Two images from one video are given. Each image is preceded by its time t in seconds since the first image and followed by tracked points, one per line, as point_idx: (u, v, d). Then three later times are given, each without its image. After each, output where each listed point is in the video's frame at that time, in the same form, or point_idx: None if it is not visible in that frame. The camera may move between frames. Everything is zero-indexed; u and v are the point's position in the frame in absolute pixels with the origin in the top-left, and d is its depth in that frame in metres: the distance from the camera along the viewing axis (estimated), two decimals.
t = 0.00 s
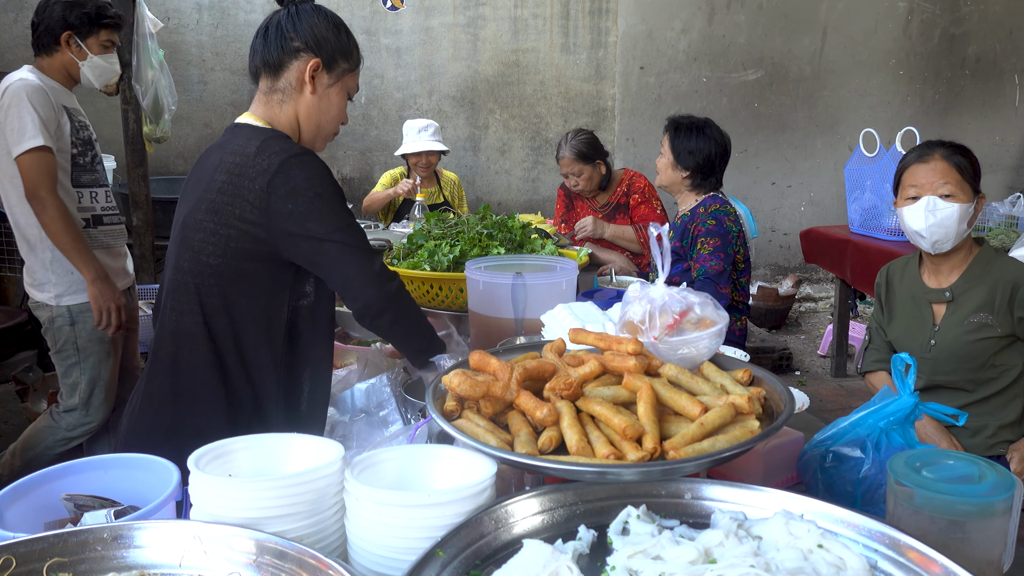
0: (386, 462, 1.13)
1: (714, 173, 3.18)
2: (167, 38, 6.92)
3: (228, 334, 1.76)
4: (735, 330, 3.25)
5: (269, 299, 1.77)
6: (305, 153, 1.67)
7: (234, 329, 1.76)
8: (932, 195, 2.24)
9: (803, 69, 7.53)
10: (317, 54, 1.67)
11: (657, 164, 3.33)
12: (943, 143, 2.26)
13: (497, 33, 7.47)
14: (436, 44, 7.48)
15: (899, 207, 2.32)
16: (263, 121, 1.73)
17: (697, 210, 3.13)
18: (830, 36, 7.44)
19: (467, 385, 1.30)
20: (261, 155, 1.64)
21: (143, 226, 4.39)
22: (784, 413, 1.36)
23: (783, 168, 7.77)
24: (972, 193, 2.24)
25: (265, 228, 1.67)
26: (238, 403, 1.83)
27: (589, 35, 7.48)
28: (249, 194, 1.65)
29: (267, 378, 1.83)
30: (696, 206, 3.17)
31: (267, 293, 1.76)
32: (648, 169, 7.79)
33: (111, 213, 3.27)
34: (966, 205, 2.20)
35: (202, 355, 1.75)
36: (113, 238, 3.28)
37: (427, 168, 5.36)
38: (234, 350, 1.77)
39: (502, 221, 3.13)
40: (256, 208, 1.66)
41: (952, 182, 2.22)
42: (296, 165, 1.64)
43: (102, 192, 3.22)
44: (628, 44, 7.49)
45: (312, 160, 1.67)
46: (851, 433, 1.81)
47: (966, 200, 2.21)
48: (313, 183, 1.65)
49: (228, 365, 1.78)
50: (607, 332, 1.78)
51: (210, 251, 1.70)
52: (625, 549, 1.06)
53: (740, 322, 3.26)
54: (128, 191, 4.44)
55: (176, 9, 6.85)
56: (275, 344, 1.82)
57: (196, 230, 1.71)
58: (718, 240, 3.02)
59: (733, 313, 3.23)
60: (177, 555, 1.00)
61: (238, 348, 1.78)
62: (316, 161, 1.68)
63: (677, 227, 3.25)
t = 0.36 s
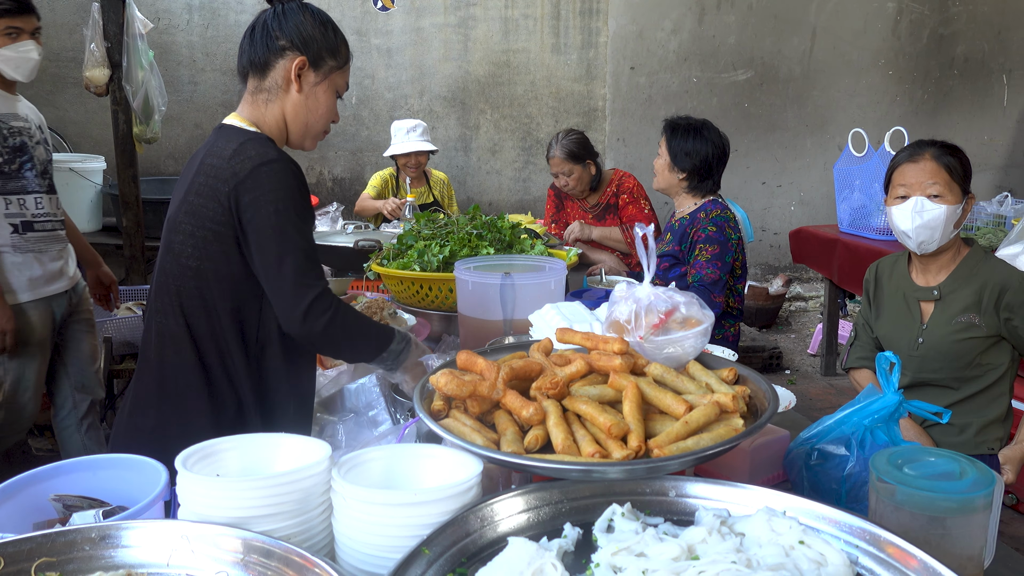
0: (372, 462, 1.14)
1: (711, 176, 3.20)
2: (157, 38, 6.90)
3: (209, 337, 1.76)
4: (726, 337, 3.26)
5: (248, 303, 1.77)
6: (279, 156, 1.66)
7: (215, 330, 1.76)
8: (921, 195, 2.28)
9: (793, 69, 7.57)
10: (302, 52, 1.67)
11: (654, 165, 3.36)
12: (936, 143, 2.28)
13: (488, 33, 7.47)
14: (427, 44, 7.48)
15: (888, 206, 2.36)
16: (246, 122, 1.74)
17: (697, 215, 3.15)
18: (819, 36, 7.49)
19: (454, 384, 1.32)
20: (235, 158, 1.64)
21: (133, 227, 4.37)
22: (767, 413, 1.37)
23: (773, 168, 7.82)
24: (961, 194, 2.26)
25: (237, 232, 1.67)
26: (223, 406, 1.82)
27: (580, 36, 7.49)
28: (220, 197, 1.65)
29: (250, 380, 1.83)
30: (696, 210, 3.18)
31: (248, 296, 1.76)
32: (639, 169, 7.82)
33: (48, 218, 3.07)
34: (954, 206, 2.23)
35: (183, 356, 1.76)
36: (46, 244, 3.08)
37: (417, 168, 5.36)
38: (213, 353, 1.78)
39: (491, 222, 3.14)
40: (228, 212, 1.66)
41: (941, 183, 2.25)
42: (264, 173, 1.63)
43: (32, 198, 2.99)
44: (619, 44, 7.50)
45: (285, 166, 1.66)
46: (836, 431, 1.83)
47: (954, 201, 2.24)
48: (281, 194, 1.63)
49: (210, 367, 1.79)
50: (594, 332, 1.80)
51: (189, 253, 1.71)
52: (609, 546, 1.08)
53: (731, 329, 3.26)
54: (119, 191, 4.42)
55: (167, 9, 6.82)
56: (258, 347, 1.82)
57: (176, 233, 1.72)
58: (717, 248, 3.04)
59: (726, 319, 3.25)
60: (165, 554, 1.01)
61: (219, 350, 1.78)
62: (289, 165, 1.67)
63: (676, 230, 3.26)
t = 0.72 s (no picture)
0: (359, 463, 1.14)
1: (706, 178, 3.21)
2: (142, 38, 6.84)
3: (187, 337, 1.76)
4: (717, 342, 3.27)
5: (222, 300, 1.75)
6: (240, 148, 1.64)
7: (193, 332, 1.76)
8: (904, 194, 2.31)
9: (778, 69, 7.63)
10: (282, 49, 1.66)
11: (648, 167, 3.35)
12: (921, 142, 2.32)
13: (474, 33, 7.47)
14: (413, 44, 7.46)
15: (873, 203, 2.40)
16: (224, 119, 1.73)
17: (696, 218, 3.17)
18: (804, 37, 7.55)
19: (442, 386, 1.32)
20: (198, 152, 1.63)
21: (118, 228, 4.33)
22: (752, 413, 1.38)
23: (759, 168, 7.88)
24: (945, 193, 2.30)
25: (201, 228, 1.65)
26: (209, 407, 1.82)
27: (566, 36, 7.51)
28: (183, 193, 1.63)
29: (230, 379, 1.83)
30: (695, 214, 3.20)
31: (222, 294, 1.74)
32: (626, 169, 7.85)
33: None
34: (937, 205, 2.27)
35: (162, 357, 1.76)
36: None
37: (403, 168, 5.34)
38: (191, 353, 1.77)
39: (478, 223, 3.13)
40: (191, 208, 1.64)
41: (925, 181, 2.29)
42: (223, 163, 1.60)
43: None
44: (605, 44, 7.53)
45: (248, 158, 1.64)
46: (821, 429, 1.85)
47: (938, 200, 2.28)
48: (238, 184, 1.60)
49: (189, 368, 1.78)
50: (581, 332, 1.81)
51: (162, 253, 1.70)
52: (596, 546, 1.08)
53: (721, 335, 3.27)
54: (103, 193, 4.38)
55: (151, 9, 6.77)
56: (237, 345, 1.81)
57: (149, 233, 1.71)
58: (714, 253, 3.08)
59: (719, 324, 3.26)
60: (153, 557, 1.00)
61: (198, 350, 1.77)
62: (251, 157, 1.64)
63: (672, 233, 3.26)
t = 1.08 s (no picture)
0: (343, 465, 1.14)
1: (695, 180, 3.25)
2: (125, 38, 6.76)
3: (162, 342, 1.75)
4: (703, 344, 3.29)
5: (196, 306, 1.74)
6: (204, 152, 1.63)
7: (167, 337, 1.75)
8: (882, 195, 2.34)
9: (762, 69, 7.69)
10: (248, 42, 1.65)
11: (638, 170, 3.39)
12: (901, 144, 2.35)
13: (460, 34, 7.46)
14: (399, 44, 7.44)
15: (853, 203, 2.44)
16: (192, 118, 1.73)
17: (684, 218, 3.19)
18: (787, 38, 7.62)
19: (425, 388, 1.32)
20: (163, 157, 1.63)
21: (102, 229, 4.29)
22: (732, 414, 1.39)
23: (744, 168, 7.94)
24: (923, 195, 2.33)
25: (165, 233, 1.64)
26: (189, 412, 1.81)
27: (551, 37, 7.52)
28: (148, 199, 1.63)
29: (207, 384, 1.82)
30: (683, 215, 3.22)
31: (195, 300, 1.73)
32: (612, 169, 7.88)
33: None
34: (914, 207, 2.31)
35: (137, 361, 1.75)
36: None
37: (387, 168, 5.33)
38: (165, 358, 1.76)
39: (463, 223, 3.13)
40: (156, 213, 1.63)
41: (902, 183, 2.32)
42: (185, 169, 1.59)
43: None
44: (591, 44, 7.55)
45: (213, 162, 1.62)
46: (803, 429, 1.86)
47: (915, 202, 2.31)
48: (199, 191, 1.58)
49: (165, 372, 1.77)
50: (565, 333, 1.82)
51: (136, 258, 1.70)
52: (579, 547, 1.09)
53: (707, 337, 3.30)
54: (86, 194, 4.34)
55: (134, 9, 6.70)
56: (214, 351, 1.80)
57: (124, 237, 1.71)
58: (697, 253, 3.08)
59: (704, 326, 3.29)
60: (136, 561, 1.00)
61: (173, 356, 1.76)
62: (216, 161, 1.63)
63: (660, 234, 3.28)
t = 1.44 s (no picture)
0: (330, 456, 1.16)
1: (677, 171, 3.26)
2: (109, 30, 6.67)
3: (124, 350, 1.69)
4: (687, 335, 3.32)
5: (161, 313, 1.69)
6: (147, 157, 1.54)
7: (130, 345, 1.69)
8: (867, 186, 2.40)
9: (747, 62, 7.72)
10: (186, 16, 1.52)
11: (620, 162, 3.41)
12: (885, 137, 2.40)
13: (446, 26, 7.43)
14: (384, 36, 7.40)
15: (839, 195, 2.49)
16: (149, 108, 1.67)
17: (663, 209, 3.22)
18: (772, 31, 7.65)
19: (411, 379, 1.34)
20: (107, 168, 1.54)
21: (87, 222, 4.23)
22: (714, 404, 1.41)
23: (729, 160, 7.99)
24: (908, 186, 2.38)
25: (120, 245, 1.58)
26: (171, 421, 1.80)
27: (537, 28, 7.51)
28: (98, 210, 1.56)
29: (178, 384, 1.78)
30: (663, 206, 3.25)
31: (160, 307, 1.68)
32: (598, 161, 7.90)
33: None
34: (898, 198, 2.35)
35: (101, 369, 1.70)
36: None
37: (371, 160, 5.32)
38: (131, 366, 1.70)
39: (448, 215, 3.15)
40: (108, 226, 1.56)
41: (886, 175, 2.38)
42: (131, 181, 1.50)
43: None
44: (577, 36, 7.54)
45: (159, 168, 1.54)
46: (784, 419, 1.90)
47: (899, 194, 2.36)
48: (149, 205, 1.50)
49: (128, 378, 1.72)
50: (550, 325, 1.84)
51: (93, 267, 1.64)
52: (562, 533, 1.11)
53: (691, 328, 3.33)
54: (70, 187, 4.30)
55: None
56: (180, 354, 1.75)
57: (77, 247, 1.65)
58: (673, 242, 3.10)
59: (688, 317, 3.32)
60: (124, 551, 1.01)
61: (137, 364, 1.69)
62: (163, 168, 1.54)
63: (641, 225, 3.31)
